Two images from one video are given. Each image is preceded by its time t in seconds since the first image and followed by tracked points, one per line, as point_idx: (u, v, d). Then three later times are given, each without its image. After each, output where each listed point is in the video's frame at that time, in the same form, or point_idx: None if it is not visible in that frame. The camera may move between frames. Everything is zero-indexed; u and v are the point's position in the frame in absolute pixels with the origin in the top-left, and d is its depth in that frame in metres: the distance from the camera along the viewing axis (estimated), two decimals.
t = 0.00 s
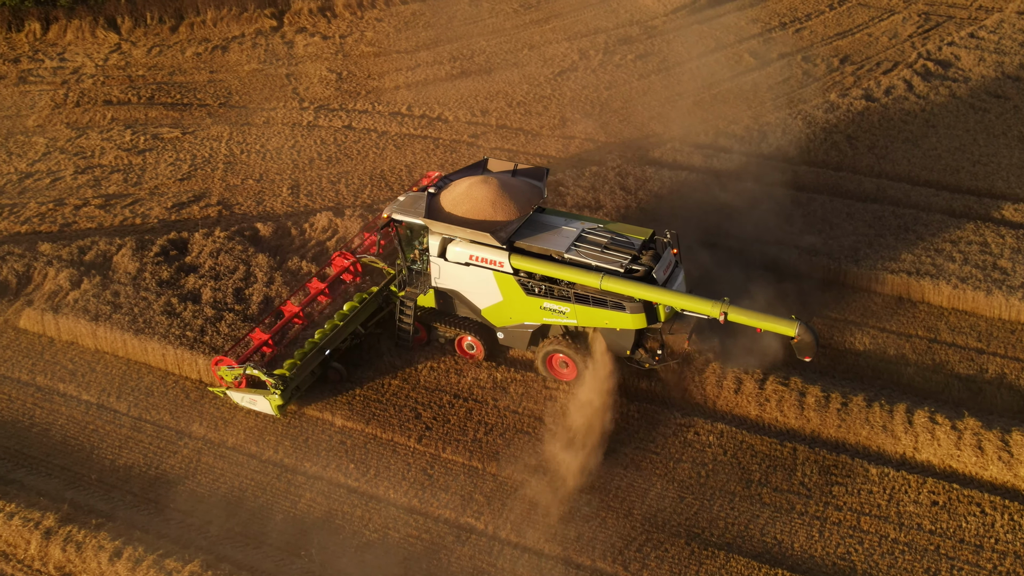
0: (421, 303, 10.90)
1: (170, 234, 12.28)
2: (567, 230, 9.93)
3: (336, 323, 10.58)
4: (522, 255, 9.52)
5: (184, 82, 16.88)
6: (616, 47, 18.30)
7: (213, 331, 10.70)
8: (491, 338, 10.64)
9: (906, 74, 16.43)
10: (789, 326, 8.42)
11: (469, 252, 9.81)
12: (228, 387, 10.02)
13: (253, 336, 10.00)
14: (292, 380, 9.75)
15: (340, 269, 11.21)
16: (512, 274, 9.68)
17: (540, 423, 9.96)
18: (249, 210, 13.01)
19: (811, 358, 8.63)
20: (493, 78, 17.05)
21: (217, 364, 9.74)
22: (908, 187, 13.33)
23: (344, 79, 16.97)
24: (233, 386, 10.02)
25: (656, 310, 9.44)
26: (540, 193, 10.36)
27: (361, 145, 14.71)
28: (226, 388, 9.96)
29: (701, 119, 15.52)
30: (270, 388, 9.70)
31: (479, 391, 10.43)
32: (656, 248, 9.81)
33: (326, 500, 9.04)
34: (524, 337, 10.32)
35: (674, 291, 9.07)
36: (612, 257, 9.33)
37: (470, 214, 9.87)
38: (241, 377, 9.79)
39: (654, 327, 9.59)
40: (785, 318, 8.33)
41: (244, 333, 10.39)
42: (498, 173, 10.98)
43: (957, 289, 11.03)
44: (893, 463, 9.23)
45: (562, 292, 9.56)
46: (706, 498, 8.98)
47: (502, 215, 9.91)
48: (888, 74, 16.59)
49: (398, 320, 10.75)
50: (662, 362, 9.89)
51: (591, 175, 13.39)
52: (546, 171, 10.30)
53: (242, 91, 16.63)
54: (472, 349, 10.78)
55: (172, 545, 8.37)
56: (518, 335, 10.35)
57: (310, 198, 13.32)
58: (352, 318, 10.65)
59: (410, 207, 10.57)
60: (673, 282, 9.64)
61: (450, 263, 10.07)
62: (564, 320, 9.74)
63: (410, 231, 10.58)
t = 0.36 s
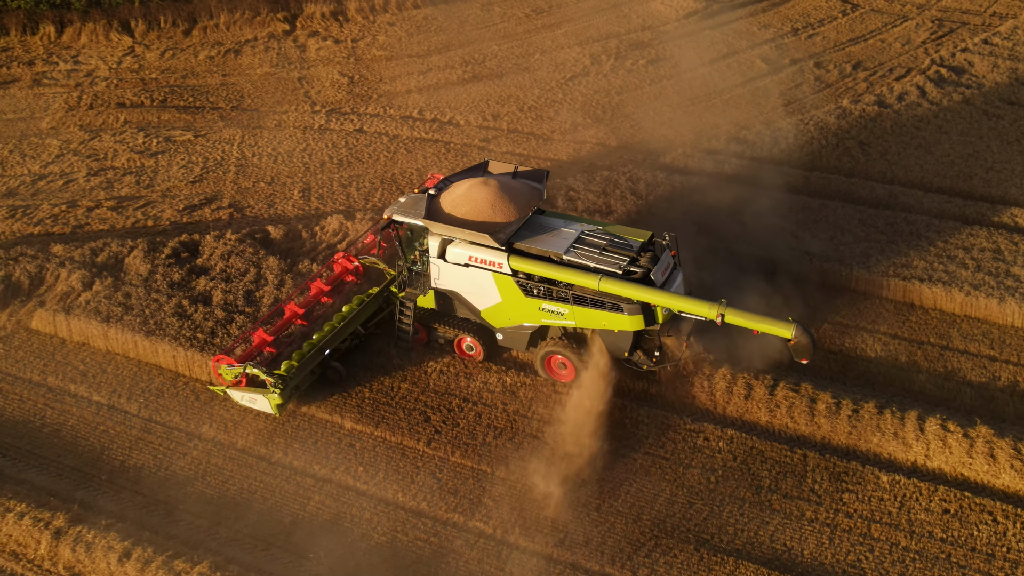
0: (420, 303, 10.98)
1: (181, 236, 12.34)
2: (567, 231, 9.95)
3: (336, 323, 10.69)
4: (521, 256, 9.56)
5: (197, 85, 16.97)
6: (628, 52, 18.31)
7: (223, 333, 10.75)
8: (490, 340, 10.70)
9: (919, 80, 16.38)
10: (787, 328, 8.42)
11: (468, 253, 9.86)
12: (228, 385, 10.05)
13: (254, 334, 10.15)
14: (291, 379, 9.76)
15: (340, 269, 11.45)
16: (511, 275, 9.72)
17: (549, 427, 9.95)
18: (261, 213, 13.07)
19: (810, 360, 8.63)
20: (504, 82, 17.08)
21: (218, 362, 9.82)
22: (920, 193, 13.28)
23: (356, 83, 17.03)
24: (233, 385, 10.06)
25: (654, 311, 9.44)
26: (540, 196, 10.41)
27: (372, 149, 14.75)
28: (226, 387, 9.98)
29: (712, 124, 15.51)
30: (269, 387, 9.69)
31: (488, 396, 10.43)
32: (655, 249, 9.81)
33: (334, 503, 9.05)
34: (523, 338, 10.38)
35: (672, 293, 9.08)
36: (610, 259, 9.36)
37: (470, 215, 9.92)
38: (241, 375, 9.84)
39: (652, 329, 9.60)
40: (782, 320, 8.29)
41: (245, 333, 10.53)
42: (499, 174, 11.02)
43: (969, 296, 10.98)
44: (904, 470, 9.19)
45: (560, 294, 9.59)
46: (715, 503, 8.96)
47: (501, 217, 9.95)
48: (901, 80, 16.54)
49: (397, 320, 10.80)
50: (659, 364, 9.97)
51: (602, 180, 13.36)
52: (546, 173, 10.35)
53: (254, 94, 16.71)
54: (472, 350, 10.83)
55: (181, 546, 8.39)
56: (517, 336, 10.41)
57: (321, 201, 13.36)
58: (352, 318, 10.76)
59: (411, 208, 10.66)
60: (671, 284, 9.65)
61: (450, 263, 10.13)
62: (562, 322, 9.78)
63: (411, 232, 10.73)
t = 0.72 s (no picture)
0: (421, 303, 11.03)
1: (193, 237, 12.40)
2: (566, 232, 10.03)
3: (337, 322, 10.76)
4: (520, 257, 9.63)
5: (209, 87, 17.06)
6: (640, 56, 18.31)
7: (233, 334, 10.79)
8: (489, 340, 10.75)
9: (932, 86, 16.33)
10: (783, 329, 8.50)
11: (467, 253, 9.94)
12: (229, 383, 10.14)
13: (255, 333, 10.23)
14: (290, 378, 9.88)
15: (341, 268, 11.48)
16: (510, 275, 9.81)
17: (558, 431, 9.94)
18: (272, 215, 13.12)
19: (805, 362, 8.74)
20: (516, 85, 17.11)
21: (219, 360, 9.89)
22: (933, 199, 13.22)
23: (367, 86, 17.09)
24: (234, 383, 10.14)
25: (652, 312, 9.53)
26: (539, 196, 10.45)
27: (383, 152, 14.79)
28: (227, 385, 10.07)
29: (723, 129, 15.49)
30: (269, 385, 9.82)
31: (497, 399, 10.42)
32: (653, 250, 9.86)
33: (343, 505, 9.06)
34: (522, 339, 10.43)
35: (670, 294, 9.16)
36: (609, 260, 9.44)
37: (470, 215, 9.98)
38: (242, 373, 9.92)
39: (650, 330, 9.68)
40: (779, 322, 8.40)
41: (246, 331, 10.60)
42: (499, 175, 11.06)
43: (982, 303, 10.92)
44: (915, 477, 9.15)
45: (559, 294, 9.67)
46: (725, 509, 8.93)
47: (500, 217, 10.01)
48: (914, 85, 16.49)
49: (397, 319, 10.85)
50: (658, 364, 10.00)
51: (613, 184, 13.35)
52: (546, 174, 10.41)
53: (266, 96, 16.78)
54: (471, 350, 10.88)
55: (191, 546, 8.41)
56: (517, 337, 10.46)
57: (332, 203, 13.40)
58: (352, 317, 10.82)
59: (412, 209, 10.60)
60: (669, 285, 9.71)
61: (449, 263, 10.19)
62: (561, 322, 9.87)
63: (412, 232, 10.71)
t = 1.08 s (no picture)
0: (421, 302, 11.09)
1: (204, 238, 12.46)
2: (565, 232, 10.05)
3: (337, 321, 10.85)
4: (520, 256, 9.66)
5: (222, 89, 17.13)
6: (652, 59, 18.31)
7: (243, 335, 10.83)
8: (490, 340, 10.80)
9: (946, 90, 16.27)
10: (781, 329, 8.49)
11: (467, 252, 9.98)
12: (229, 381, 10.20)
13: (256, 331, 10.31)
14: (290, 375, 9.94)
15: (342, 267, 11.57)
16: (510, 274, 9.83)
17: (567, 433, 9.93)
18: (283, 216, 13.17)
19: (803, 361, 8.72)
20: (528, 88, 17.13)
21: (220, 358, 9.94)
22: (946, 204, 13.17)
23: (379, 88, 17.14)
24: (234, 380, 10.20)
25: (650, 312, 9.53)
26: (540, 195, 10.51)
27: (395, 154, 14.83)
28: (227, 382, 10.13)
29: (735, 132, 15.48)
30: (269, 383, 9.90)
31: (506, 401, 10.43)
32: (653, 250, 9.86)
33: (352, 506, 9.07)
34: (521, 338, 10.49)
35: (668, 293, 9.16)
36: (608, 259, 9.45)
37: (470, 215, 10.05)
38: (242, 371, 9.98)
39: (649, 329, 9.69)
40: (777, 321, 8.39)
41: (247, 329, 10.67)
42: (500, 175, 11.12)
43: (996, 308, 10.86)
44: (927, 483, 9.10)
45: (558, 293, 9.68)
46: (734, 512, 8.90)
47: (501, 216, 10.07)
48: (928, 90, 16.43)
49: (397, 318, 10.91)
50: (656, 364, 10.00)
51: (624, 187, 13.33)
52: (546, 174, 10.46)
53: (278, 98, 16.84)
54: (471, 349, 10.95)
55: (200, 546, 8.43)
56: (516, 336, 10.50)
57: (343, 205, 13.43)
58: (353, 316, 10.91)
59: (413, 208, 10.70)
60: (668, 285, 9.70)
61: (449, 262, 10.22)
62: (560, 321, 9.87)
63: (413, 232, 10.75)
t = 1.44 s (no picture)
0: (421, 301, 11.08)
1: (215, 238, 12.52)
2: (565, 231, 10.06)
3: (338, 319, 10.95)
4: (519, 255, 9.68)
5: (234, 90, 17.21)
6: (663, 62, 18.31)
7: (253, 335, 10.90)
8: (489, 338, 10.85)
9: (960, 94, 16.21)
10: (778, 329, 8.49)
11: (467, 251, 9.99)
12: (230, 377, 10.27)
13: (257, 329, 10.43)
14: (290, 373, 10.04)
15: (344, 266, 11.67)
16: (509, 273, 9.85)
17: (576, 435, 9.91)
18: (294, 217, 13.21)
19: (800, 361, 8.73)
20: (539, 90, 17.15)
21: (221, 355, 10.08)
22: (959, 209, 13.11)
23: (390, 90, 17.19)
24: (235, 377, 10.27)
25: (649, 312, 9.55)
26: (540, 195, 10.50)
27: (406, 155, 14.86)
28: (228, 379, 10.21)
29: (746, 135, 15.45)
30: (269, 380, 9.98)
31: (515, 403, 10.43)
32: (652, 250, 9.87)
33: (360, 506, 9.08)
34: (520, 337, 10.51)
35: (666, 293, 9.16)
36: (606, 259, 9.46)
37: (469, 214, 10.07)
38: (242, 368, 10.06)
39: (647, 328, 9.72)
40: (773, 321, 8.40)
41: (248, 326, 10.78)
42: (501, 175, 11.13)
43: (1008, 314, 10.81)
44: (937, 488, 9.06)
45: (557, 292, 9.69)
46: (744, 517, 8.88)
47: (500, 216, 10.08)
48: (941, 94, 16.37)
49: (397, 317, 11.07)
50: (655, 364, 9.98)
51: (635, 190, 13.31)
52: (546, 174, 10.47)
53: (290, 99, 16.90)
54: (470, 348, 11.02)
55: (209, 545, 8.46)
56: (515, 334, 10.52)
57: (354, 206, 13.47)
58: (353, 314, 10.98)
59: (413, 207, 10.91)
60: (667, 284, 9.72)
61: (449, 261, 10.23)
62: (558, 320, 9.90)
63: (413, 231, 10.91)
